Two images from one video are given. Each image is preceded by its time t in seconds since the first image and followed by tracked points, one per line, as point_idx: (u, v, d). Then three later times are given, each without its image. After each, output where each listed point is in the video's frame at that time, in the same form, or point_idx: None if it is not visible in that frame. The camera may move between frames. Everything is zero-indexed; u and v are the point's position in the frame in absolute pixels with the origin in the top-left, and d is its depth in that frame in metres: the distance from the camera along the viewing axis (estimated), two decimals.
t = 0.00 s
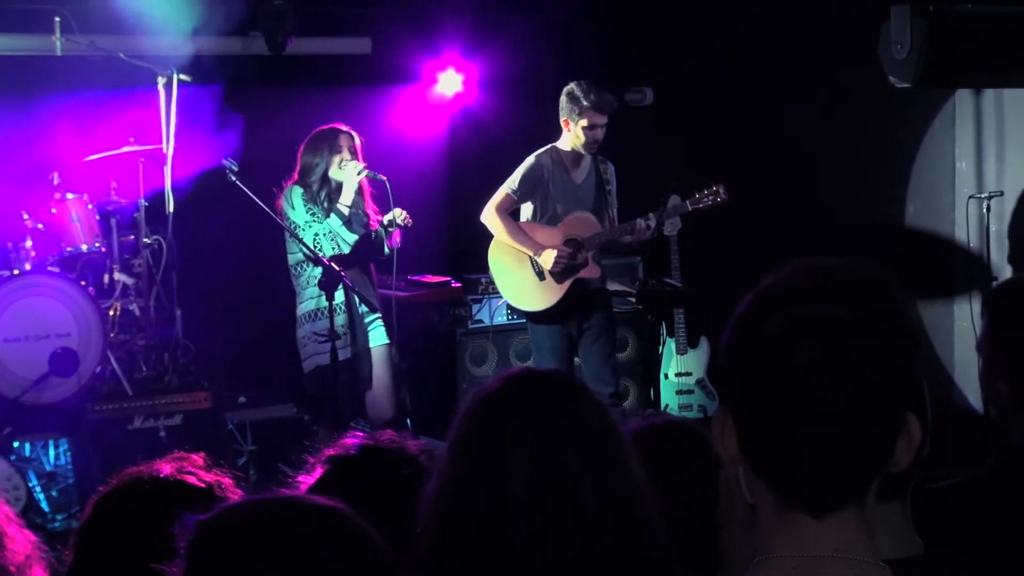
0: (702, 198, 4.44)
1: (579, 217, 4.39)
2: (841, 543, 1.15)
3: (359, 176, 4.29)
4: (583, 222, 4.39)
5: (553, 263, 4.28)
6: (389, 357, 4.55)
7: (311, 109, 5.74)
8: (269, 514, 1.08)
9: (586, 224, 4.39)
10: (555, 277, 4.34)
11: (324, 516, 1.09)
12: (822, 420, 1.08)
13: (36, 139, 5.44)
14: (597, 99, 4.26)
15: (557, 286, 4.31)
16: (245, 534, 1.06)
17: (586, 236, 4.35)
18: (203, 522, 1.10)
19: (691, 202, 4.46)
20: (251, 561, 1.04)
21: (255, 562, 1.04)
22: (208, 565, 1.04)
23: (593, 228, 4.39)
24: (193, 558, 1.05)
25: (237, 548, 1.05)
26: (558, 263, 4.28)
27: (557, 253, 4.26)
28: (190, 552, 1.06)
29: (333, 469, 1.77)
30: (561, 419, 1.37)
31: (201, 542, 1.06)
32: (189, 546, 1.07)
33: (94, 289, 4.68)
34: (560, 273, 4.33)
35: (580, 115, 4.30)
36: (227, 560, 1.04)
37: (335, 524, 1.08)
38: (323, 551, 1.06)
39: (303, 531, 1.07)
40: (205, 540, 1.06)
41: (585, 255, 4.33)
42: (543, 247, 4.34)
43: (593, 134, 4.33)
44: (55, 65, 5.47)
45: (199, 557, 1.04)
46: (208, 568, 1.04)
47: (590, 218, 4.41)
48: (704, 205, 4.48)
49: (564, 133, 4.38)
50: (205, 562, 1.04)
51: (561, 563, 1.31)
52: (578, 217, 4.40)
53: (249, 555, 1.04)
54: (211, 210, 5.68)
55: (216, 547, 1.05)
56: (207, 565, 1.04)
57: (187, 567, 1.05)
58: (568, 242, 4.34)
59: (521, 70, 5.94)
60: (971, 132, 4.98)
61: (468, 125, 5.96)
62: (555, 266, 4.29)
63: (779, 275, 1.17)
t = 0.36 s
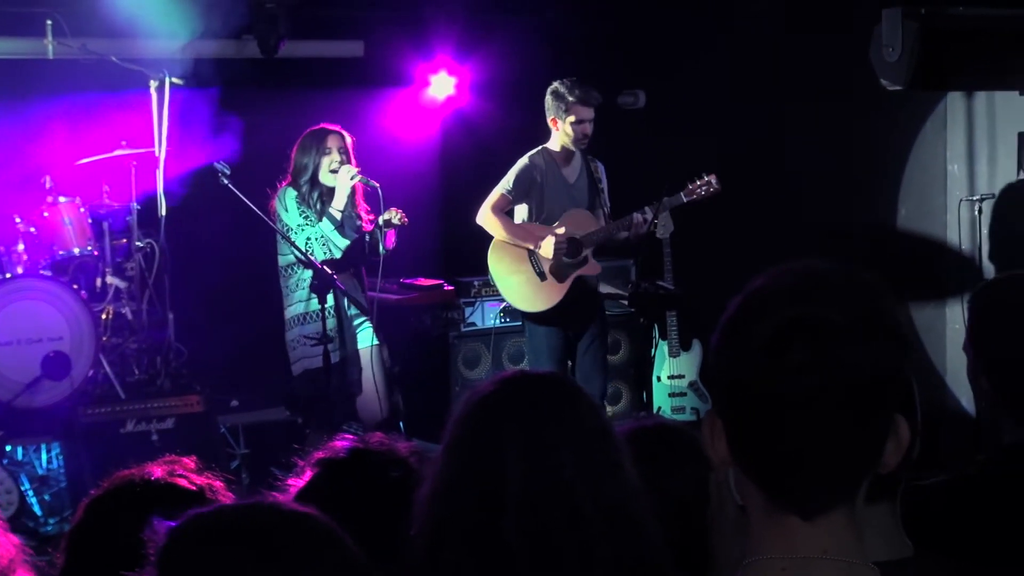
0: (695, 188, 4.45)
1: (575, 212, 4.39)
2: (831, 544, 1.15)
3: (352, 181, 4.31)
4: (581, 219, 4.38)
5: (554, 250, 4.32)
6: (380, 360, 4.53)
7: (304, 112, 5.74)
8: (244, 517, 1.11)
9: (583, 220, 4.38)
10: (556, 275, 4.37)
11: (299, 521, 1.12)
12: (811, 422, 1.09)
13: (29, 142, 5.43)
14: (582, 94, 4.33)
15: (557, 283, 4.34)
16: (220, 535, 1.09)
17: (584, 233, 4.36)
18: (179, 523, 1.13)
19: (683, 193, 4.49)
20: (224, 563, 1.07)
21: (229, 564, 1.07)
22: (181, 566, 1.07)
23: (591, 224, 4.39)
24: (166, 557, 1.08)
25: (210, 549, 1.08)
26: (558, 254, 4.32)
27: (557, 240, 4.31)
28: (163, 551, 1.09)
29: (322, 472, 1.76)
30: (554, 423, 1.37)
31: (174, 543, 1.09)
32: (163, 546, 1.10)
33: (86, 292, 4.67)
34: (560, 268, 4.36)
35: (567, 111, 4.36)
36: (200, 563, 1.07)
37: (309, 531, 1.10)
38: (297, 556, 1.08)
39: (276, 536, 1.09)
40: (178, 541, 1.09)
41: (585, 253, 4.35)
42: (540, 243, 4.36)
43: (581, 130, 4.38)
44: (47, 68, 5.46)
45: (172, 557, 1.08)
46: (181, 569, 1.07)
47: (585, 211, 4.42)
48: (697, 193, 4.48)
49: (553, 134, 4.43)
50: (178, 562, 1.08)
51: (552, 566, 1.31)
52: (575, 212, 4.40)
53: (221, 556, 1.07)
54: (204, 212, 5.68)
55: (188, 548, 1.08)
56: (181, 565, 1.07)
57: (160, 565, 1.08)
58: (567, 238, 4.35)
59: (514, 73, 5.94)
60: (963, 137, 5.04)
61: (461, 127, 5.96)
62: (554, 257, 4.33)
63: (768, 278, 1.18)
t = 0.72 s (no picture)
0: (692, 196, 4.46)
1: (573, 216, 4.41)
2: (819, 547, 1.16)
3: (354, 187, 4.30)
4: (578, 222, 4.41)
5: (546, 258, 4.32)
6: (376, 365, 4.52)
7: (300, 118, 5.74)
8: (224, 527, 1.11)
9: (580, 224, 4.40)
10: (550, 276, 4.37)
11: (274, 536, 1.13)
12: (800, 425, 1.09)
13: (22, 147, 5.44)
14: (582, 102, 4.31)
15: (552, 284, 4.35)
16: (198, 542, 1.08)
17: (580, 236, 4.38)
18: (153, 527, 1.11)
19: (682, 200, 4.49)
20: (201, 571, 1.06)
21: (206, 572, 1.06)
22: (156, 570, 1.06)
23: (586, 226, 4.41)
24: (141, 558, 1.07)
25: (187, 555, 1.07)
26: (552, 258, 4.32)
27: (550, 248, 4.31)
28: (137, 552, 1.08)
29: (314, 476, 1.73)
30: (549, 427, 1.38)
31: (150, 545, 1.08)
32: (138, 547, 1.08)
33: (80, 298, 4.67)
34: (554, 271, 4.37)
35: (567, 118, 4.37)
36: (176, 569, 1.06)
37: (288, 546, 1.12)
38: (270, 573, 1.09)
39: (252, 548, 1.10)
40: (155, 542, 1.08)
41: (578, 254, 4.37)
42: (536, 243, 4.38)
43: (581, 137, 4.38)
44: (40, 73, 5.46)
45: (150, 558, 1.06)
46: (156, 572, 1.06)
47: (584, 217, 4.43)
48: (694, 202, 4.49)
49: (555, 139, 4.45)
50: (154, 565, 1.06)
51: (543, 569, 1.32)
52: (573, 216, 4.41)
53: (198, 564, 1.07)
54: (199, 217, 5.67)
55: (166, 551, 1.07)
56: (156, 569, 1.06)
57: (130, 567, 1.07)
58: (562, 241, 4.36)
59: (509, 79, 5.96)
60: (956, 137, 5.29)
61: (456, 134, 5.95)
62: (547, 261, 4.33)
63: (758, 282, 1.18)
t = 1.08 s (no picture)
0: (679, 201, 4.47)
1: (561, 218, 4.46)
2: (801, 551, 1.16)
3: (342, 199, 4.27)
4: (566, 224, 4.45)
5: (529, 262, 4.39)
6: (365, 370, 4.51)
7: (289, 124, 5.74)
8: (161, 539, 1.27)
9: (568, 227, 4.45)
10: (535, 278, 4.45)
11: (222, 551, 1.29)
12: (781, 428, 1.10)
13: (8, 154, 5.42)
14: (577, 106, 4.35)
15: (538, 286, 4.43)
16: (133, 551, 1.23)
17: (565, 241, 4.44)
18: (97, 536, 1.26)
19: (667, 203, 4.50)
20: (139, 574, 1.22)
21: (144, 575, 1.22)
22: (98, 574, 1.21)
23: (576, 232, 4.44)
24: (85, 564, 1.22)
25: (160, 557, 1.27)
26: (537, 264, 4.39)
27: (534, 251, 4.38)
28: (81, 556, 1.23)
29: (301, 482, 1.73)
30: (536, 432, 1.39)
31: (93, 553, 1.22)
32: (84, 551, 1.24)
33: (67, 305, 4.64)
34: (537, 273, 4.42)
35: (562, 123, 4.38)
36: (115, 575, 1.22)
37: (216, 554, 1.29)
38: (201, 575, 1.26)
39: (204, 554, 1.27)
40: (114, 550, 1.23)
41: (562, 256, 4.44)
42: (522, 245, 4.46)
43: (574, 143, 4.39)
44: (27, 81, 5.45)
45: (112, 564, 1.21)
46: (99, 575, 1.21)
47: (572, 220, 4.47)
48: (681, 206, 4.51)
49: (551, 143, 4.46)
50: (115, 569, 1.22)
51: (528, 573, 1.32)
52: (561, 218, 4.47)
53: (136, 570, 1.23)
54: (188, 223, 5.67)
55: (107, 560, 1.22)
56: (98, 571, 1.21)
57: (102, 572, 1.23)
58: (548, 245, 4.45)
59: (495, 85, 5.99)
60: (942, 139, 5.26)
61: (443, 138, 6.00)
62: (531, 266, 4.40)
63: (738, 287, 1.20)
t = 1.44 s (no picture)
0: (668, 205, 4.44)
1: (556, 221, 4.47)
2: (791, 553, 1.17)
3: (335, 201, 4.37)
4: (560, 228, 4.47)
5: (521, 263, 4.40)
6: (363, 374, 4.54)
7: (284, 129, 5.75)
8: (142, 539, 1.35)
9: (562, 231, 4.47)
10: (528, 277, 4.45)
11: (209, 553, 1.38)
12: (771, 432, 1.10)
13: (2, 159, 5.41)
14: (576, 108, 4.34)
15: (530, 286, 4.44)
16: (115, 551, 1.32)
17: (556, 245, 4.45)
18: (82, 535, 1.34)
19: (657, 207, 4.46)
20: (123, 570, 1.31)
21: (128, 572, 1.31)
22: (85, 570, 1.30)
23: (569, 234, 4.46)
24: (68, 561, 1.30)
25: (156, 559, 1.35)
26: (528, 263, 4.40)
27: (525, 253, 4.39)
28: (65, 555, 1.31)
29: (295, 486, 1.73)
30: (528, 435, 1.39)
31: (81, 551, 1.31)
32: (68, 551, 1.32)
33: (61, 311, 4.63)
34: (530, 272, 4.44)
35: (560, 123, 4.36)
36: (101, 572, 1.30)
37: (193, 555, 1.37)
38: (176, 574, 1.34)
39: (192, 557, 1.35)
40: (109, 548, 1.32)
41: (555, 259, 4.43)
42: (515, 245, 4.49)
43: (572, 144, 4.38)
44: (20, 86, 5.44)
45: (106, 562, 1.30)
46: (81, 572, 1.30)
47: (568, 224, 4.48)
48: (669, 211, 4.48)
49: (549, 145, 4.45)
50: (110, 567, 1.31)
51: None
52: (553, 220, 4.48)
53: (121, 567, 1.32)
54: (182, 227, 5.66)
55: (90, 558, 1.30)
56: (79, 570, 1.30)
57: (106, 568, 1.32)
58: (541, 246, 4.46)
59: (489, 89, 6.03)
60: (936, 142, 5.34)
61: (437, 142, 6.03)
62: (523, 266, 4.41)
63: (730, 290, 1.20)
